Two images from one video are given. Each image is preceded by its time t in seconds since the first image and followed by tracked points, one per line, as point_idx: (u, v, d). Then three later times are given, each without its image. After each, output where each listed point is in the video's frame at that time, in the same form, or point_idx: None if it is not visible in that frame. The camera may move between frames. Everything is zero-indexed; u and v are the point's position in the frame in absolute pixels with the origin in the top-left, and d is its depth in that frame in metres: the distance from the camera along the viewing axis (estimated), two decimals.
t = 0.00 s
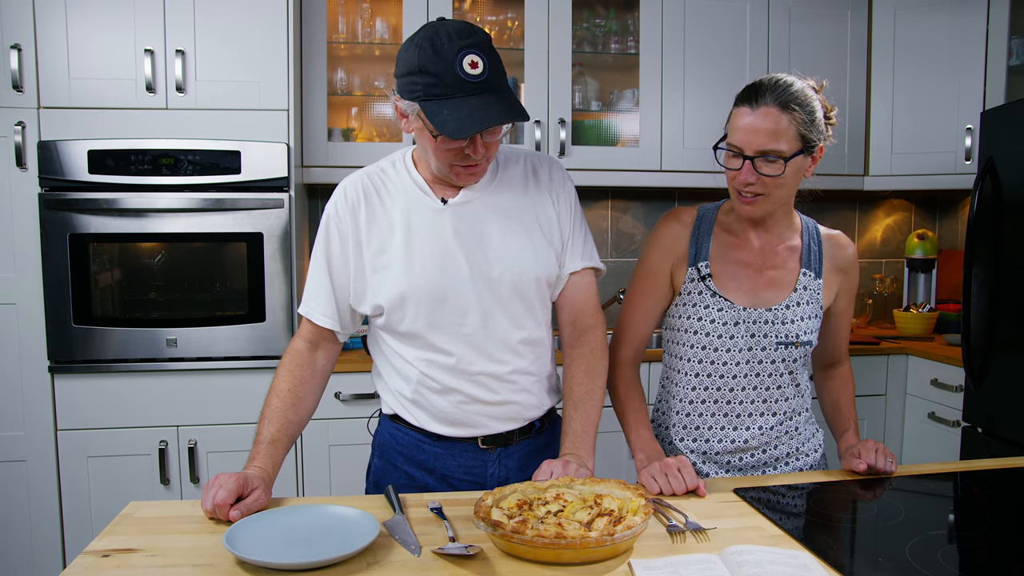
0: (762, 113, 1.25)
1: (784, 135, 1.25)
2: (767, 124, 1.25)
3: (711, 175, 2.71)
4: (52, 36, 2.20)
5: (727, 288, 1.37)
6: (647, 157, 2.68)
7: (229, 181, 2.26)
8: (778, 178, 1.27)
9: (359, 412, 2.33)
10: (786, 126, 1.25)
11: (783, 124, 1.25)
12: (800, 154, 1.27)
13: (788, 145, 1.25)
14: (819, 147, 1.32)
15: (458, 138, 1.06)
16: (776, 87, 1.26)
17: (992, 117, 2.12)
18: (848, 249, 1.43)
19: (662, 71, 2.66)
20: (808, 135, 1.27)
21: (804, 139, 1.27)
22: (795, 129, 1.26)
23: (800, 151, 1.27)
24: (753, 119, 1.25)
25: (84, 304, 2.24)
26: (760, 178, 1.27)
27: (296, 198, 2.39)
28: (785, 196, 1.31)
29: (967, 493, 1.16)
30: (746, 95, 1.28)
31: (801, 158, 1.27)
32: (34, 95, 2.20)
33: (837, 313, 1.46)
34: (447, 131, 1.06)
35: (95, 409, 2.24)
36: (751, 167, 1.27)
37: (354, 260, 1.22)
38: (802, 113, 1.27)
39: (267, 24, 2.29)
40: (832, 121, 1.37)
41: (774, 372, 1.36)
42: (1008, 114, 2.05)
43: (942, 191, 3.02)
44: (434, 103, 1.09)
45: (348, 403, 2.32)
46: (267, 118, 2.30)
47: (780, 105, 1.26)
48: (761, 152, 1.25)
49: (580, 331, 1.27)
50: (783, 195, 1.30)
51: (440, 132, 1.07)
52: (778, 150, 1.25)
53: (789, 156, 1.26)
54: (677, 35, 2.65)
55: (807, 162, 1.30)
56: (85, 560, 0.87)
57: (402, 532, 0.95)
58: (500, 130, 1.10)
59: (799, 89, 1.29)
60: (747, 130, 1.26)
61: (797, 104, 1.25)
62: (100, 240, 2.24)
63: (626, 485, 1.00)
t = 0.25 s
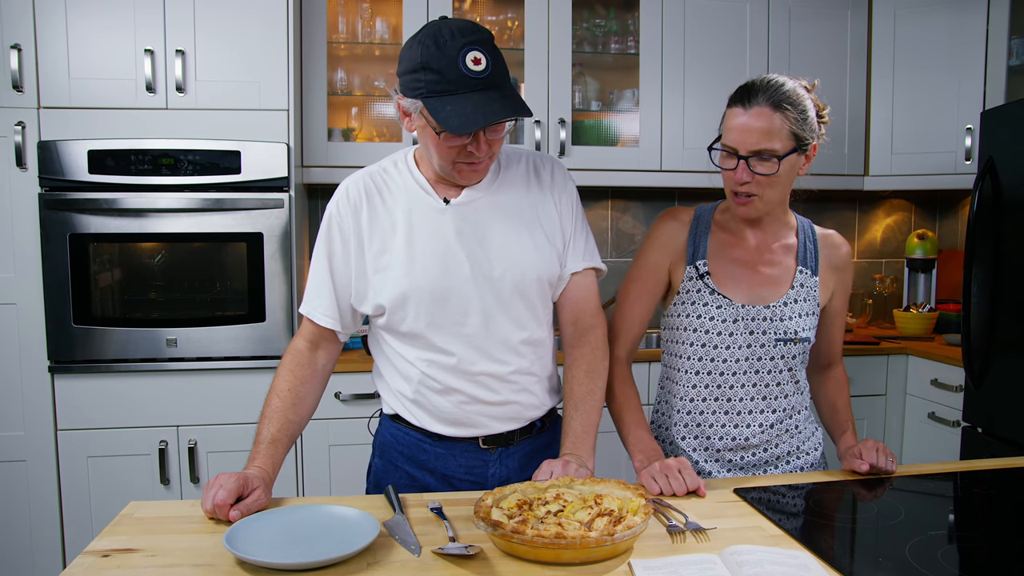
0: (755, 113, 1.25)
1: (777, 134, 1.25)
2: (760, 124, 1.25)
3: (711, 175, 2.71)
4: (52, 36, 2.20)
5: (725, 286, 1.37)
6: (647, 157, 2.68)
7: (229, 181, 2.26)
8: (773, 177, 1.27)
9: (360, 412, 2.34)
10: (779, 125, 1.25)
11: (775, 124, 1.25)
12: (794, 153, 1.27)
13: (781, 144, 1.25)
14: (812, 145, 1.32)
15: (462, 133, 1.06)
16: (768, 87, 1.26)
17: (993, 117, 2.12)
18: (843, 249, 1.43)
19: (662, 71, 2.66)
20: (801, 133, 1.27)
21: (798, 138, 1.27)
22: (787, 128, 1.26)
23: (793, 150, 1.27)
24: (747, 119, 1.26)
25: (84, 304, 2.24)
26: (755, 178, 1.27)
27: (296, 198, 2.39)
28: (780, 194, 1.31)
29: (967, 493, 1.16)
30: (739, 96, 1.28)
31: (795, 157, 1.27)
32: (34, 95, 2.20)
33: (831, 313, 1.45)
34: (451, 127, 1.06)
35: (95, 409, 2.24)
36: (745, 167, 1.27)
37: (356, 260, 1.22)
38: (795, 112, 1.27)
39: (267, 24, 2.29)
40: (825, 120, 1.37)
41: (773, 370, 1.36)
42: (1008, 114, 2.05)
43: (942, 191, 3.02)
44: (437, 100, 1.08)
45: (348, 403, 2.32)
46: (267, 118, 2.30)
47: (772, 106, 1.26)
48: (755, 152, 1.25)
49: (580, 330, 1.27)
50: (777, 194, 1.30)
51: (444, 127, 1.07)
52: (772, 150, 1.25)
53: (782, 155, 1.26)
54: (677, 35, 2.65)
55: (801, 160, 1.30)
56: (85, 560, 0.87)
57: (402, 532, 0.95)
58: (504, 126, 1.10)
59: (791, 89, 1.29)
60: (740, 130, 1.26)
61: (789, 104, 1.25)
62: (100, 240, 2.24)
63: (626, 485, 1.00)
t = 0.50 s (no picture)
0: (751, 113, 1.25)
1: (773, 134, 1.25)
2: (756, 124, 1.25)
3: (711, 175, 2.72)
4: (52, 36, 2.20)
5: (724, 284, 1.37)
6: (647, 157, 2.68)
7: (229, 181, 2.26)
8: (770, 176, 1.27)
9: (360, 412, 2.34)
10: (774, 125, 1.25)
11: (772, 123, 1.25)
12: (790, 152, 1.27)
13: (777, 143, 1.25)
14: (808, 144, 1.32)
15: (463, 132, 1.06)
16: (763, 87, 1.26)
17: (992, 117, 2.12)
18: (840, 248, 1.42)
19: (662, 71, 2.66)
20: (797, 132, 1.27)
21: (794, 137, 1.27)
22: (783, 127, 1.26)
23: (790, 149, 1.27)
24: (742, 119, 1.26)
25: (84, 304, 2.24)
26: (751, 177, 1.27)
27: (296, 198, 2.39)
28: (776, 193, 1.31)
29: (967, 493, 1.16)
30: (735, 97, 1.28)
31: (791, 156, 1.27)
32: (34, 95, 2.20)
33: (829, 313, 1.45)
34: (452, 125, 1.06)
35: (95, 409, 2.24)
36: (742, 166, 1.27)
37: (356, 260, 1.22)
38: (790, 112, 1.27)
39: (267, 24, 2.29)
40: (819, 120, 1.37)
41: (771, 367, 1.36)
42: (1008, 114, 2.05)
43: (942, 191, 3.02)
44: (439, 98, 1.08)
45: (348, 403, 2.32)
46: (267, 118, 2.30)
47: (768, 105, 1.26)
48: (751, 152, 1.25)
49: (580, 330, 1.27)
50: (773, 193, 1.30)
51: (446, 126, 1.07)
52: (768, 149, 1.25)
53: (779, 154, 1.25)
54: (677, 35, 2.65)
55: (797, 159, 1.30)
56: (85, 560, 0.87)
57: (402, 532, 0.95)
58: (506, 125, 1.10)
59: (786, 89, 1.29)
60: (737, 130, 1.26)
61: (784, 104, 1.26)
62: (100, 240, 2.24)
63: (626, 485, 1.00)
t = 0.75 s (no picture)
0: (748, 112, 1.25)
1: (770, 133, 1.25)
2: (753, 123, 1.25)
3: (711, 175, 2.72)
4: (52, 36, 2.20)
5: (723, 283, 1.37)
6: (647, 157, 2.68)
7: (229, 181, 2.26)
8: (767, 175, 1.27)
9: (360, 412, 2.34)
10: (771, 124, 1.25)
11: (769, 123, 1.25)
12: (787, 150, 1.27)
13: (775, 142, 1.25)
14: (805, 143, 1.32)
15: (462, 130, 1.05)
16: (759, 87, 1.26)
17: (992, 117, 2.12)
18: (839, 247, 1.42)
19: (662, 71, 2.66)
20: (794, 131, 1.27)
21: (791, 136, 1.27)
22: (780, 126, 1.26)
23: (787, 148, 1.26)
24: (740, 119, 1.26)
25: (84, 304, 2.24)
26: (749, 176, 1.27)
27: (296, 198, 2.39)
28: (774, 191, 1.31)
29: (967, 493, 1.16)
30: (732, 96, 1.28)
31: (788, 154, 1.27)
32: (34, 95, 2.20)
33: (828, 312, 1.45)
34: (453, 124, 1.06)
35: (96, 408, 2.24)
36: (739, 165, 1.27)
37: (356, 260, 1.22)
38: (787, 111, 1.27)
39: (267, 23, 2.29)
40: (817, 120, 1.37)
41: (771, 367, 1.36)
42: (1008, 114, 2.05)
43: (942, 191, 3.02)
44: (439, 97, 1.08)
45: (348, 403, 2.32)
46: (267, 118, 2.30)
47: (765, 105, 1.26)
48: (749, 151, 1.25)
49: (580, 329, 1.27)
50: (771, 192, 1.30)
51: (447, 125, 1.06)
52: (765, 148, 1.25)
53: (776, 154, 1.26)
54: (677, 35, 2.65)
55: (794, 158, 1.30)
56: (85, 560, 0.87)
57: (402, 532, 0.95)
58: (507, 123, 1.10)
59: (783, 88, 1.29)
60: (734, 129, 1.26)
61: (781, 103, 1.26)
62: (100, 240, 2.24)
63: (626, 485, 1.01)
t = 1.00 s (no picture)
0: (747, 112, 1.26)
1: (770, 132, 1.25)
2: (752, 123, 1.25)
3: (711, 175, 2.72)
4: (52, 37, 2.20)
5: (723, 283, 1.37)
6: (647, 157, 2.68)
7: (229, 181, 2.26)
8: (766, 175, 1.27)
9: (360, 412, 2.34)
10: (771, 123, 1.25)
11: (768, 122, 1.25)
12: (787, 150, 1.27)
13: (774, 141, 1.25)
14: (805, 143, 1.32)
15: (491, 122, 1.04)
16: (759, 87, 1.26)
17: (993, 117, 2.12)
18: (837, 247, 1.42)
19: (662, 71, 2.66)
20: (793, 131, 1.27)
21: (791, 136, 1.27)
22: (780, 125, 1.26)
23: (786, 147, 1.26)
24: (739, 119, 1.26)
25: (84, 304, 2.24)
26: (749, 175, 1.27)
27: (296, 198, 2.39)
28: (773, 191, 1.31)
29: (967, 493, 1.16)
30: (732, 96, 1.29)
31: (787, 154, 1.27)
32: (34, 95, 2.20)
33: (828, 313, 1.45)
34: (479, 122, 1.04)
35: (96, 408, 2.24)
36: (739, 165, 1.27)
37: (354, 259, 1.22)
38: (786, 111, 1.27)
39: (267, 23, 2.29)
40: (817, 120, 1.37)
41: (771, 367, 1.36)
42: (1008, 114, 2.05)
43: (942, 191, 3.03)
44: (458, 95, 1.05)
45: (348, 402, 2.32)
46: (266, 118, 2.30)
47: (764, 104, 1.26)
48: (748, 151, 1.25)
49: (578, 330, 1.27)
50: (771, 191, 1.30)
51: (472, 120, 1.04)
52: (765, 147, 1.25)
53: (775, 153, 1.26)
54: (677, 35, 2.65)
55: (794, 157, 1.30)
56: (86, 560, 0.87)
57: (402, 531, 0.95)
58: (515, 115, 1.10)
59: (783, 88, 1.29)
60: (733, 128, 1.26)
61: (781, 102, 1.26)
62: (100, 240, 2.24)
63: (626, 485, 1.01)
